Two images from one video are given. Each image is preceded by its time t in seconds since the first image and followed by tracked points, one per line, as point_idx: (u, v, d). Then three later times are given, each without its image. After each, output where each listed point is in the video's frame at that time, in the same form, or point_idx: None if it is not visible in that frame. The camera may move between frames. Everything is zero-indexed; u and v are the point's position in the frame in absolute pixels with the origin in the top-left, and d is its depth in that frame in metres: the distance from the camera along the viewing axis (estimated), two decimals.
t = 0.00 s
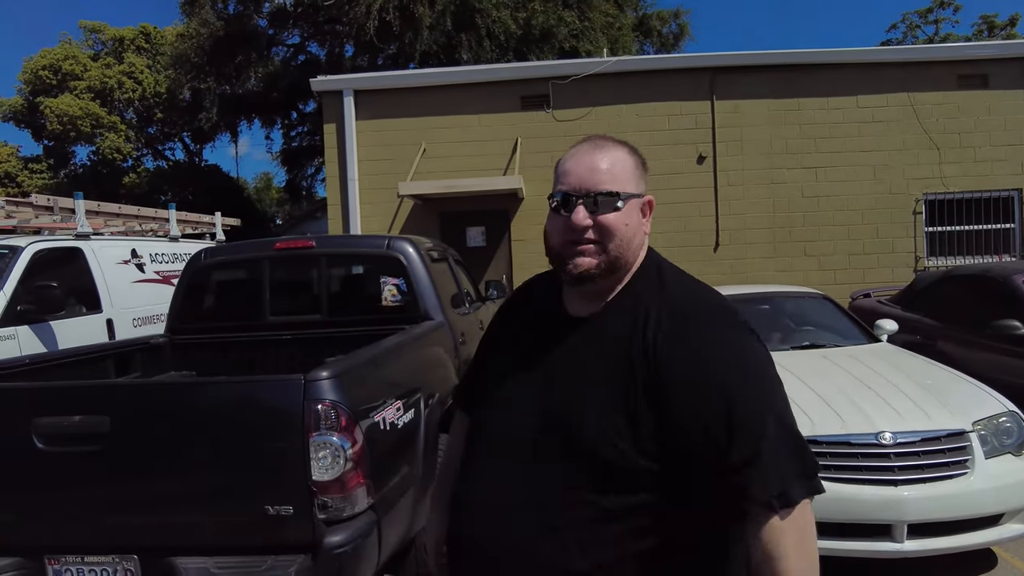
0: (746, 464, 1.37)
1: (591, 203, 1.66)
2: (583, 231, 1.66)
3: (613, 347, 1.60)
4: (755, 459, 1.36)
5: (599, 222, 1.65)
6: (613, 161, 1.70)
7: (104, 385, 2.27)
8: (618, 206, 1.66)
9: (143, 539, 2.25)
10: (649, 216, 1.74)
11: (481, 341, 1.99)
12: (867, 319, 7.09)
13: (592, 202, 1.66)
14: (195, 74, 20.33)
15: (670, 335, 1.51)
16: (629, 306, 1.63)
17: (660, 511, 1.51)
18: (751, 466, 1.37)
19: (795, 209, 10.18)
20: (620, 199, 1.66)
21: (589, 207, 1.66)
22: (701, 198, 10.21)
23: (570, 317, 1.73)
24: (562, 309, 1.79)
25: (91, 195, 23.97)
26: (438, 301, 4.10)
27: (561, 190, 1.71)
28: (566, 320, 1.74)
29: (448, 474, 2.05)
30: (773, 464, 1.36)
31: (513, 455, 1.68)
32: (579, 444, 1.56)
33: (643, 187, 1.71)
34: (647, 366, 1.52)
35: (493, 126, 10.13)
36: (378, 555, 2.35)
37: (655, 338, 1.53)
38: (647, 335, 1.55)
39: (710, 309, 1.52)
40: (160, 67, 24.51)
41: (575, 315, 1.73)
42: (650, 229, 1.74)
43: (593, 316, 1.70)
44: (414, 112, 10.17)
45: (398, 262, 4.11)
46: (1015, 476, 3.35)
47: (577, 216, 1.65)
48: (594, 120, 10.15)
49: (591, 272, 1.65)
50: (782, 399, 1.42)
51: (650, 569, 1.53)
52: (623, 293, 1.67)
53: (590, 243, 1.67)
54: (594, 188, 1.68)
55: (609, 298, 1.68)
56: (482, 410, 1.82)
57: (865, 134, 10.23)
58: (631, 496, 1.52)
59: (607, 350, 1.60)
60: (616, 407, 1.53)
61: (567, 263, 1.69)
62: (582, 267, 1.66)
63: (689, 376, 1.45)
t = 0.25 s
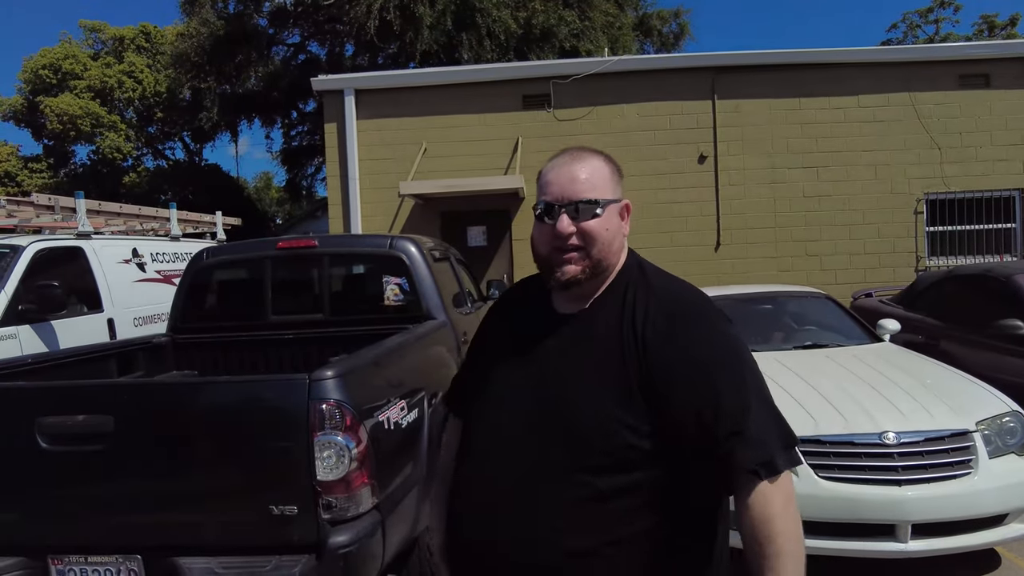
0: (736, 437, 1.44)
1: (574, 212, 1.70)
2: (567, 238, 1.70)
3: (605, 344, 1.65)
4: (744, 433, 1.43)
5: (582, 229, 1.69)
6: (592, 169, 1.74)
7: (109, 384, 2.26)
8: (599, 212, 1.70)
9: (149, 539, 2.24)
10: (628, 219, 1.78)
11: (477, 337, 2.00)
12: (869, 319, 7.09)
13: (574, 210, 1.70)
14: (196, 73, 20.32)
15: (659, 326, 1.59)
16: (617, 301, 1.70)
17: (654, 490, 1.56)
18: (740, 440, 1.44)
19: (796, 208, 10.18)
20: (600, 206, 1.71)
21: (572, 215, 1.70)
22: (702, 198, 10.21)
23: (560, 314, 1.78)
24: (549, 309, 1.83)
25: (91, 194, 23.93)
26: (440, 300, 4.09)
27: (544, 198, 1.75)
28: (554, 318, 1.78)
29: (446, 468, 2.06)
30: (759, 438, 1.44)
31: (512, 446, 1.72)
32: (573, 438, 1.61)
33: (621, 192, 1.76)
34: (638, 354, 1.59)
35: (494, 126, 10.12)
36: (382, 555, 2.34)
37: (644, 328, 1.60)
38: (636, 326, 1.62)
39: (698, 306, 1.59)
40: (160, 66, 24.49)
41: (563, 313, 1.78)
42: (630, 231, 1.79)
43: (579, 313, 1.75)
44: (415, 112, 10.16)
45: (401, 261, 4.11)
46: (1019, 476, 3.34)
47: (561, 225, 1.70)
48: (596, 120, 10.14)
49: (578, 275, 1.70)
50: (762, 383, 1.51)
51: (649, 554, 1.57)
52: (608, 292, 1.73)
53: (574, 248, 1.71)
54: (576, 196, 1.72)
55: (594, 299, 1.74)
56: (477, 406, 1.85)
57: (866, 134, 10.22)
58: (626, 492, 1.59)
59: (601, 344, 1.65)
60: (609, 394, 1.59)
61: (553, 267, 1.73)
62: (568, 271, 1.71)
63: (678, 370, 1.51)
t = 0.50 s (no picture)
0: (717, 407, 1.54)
1: (561, 207, 1.75)
2: (555, 233, 1.76)
3: (593, 329, 1.73)
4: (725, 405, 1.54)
5: (571, 222, 1.75)
6: (577, 166, 1.79)
7: (103, 387, 2.21)
8: (585, 207, 1.76)
9: (144, 544, 2.19)
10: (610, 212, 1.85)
11: (463, 326, 2.06)
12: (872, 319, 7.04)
13: (561, 206, 1.75)
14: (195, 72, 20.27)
15: (643, 310, 1.68)
16: (604, 288, 1.79)
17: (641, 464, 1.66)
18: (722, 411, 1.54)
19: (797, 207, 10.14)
20: (585, 201, 1.76)
21: (559, 210, 1.75)
22: (703, 197, 10.16)
23: (546, 303, 1.84)
24: (534, 298, 1.89)
25: (90, 193, 23.84)
26: (440, 300, 4.04)
27: (530, 195, 1.80)
28: (541, 307, 1.85)
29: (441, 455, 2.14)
30: (737, 409, 1.54)
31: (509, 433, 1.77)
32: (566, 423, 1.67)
33: (603, 188, 1.83)
34: (626, 336, 1.68)
35: (494, 124, 10.07)
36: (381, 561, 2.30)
37: (631, 313, 1.69)
38: (622, 310, 1.71)
39: (679, 291, 1.69)
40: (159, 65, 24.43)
41: (549, 302, 1.84)
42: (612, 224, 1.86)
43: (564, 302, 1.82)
44: (414, 110, 10.11)
45: (400, 260, 4.06)
46: None
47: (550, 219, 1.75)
48: (596, 119, 10.10)
49: (565, 267, 1.77)
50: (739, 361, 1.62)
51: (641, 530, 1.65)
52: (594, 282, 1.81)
53: (562, 241, 1.77)
54: (562, 192, 1.77)
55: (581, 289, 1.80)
56: (468, 398, 1.89)
57: (868, 133, 10.18)
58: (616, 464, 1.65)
59: (588, 330, 1.73)
60: (599, 374, 1.68)
61: (542, 260, 1.79)
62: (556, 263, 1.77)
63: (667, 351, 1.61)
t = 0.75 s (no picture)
0: (714, 366, 1.58)
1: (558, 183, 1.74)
2: (553, 209, 1.75)
3: (591, 310, 1.73)
4: (724, 365, 1.58)
5: (568, 199, 1.74)
6: (575, 142, 1.78)
7: (76, 387, 2.08)
8: (582, 183, 1.75)
9: (114, 554, 2.06)
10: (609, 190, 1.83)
11: (458, 315, 2.09)
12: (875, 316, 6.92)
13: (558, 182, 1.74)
14: (190, 68, 20.08)
15: (638, 282, 1.70)
16: (598, 265, 1.79)
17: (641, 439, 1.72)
18: (721, 371, 1.58)
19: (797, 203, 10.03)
20: (583, 176, 1.75)
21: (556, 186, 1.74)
22: (702, 193, 10.04)
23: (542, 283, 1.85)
24: (530, 278, 1.89)
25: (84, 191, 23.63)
26: (434, 295, 3.91)
27: (529, 172, 1.79)
28: (537, 286, 1.85)
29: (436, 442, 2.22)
30: (734, 368, 1.59)
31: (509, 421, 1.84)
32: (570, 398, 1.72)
33: (602, 163, 1.81)
34: (623, 310, 1.70)
35: (490, 119, 9.94)
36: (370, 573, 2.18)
37: (628, 288, 1.71)
38: (618, 286, 1.73)
39: (677, 267, 1.70)
40: (154, 61, 24.23)
41: (546, 282, 1.85)
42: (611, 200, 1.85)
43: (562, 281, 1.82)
44: (410, 105, 9.97)
45: (392, 255, 3.93)
46: None
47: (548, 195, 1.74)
48: (594, 113, 9.97)
49: (563, 243, 1.76)
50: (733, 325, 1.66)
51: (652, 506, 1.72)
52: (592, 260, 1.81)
53: (560, 218, 1.76)
54: (560, 167, 1.75)
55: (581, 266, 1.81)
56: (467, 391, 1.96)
57: (868, 128, 10.06)
58: (625, 436, 1.72)
59: (587, 311, 1.73)
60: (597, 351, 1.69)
61: (540, 237, 1.78)
62: (555, 239, 1.77)
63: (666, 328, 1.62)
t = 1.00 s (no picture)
0: (734, 389, 1.46)
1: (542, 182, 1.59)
2: (535, 211, 1.61)
3: (606, 316, 1.60)
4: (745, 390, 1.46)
5: (549, 201, 1.58)
6: (571, 136, 1.62)
7: (37, 399, 1.95)
8: (570, 183, 1.57)
9: None
10: (619, 190, 1.62)
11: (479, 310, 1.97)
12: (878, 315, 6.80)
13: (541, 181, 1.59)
14: (185, 64, 19.91)
15: (662, 287, 1.56)
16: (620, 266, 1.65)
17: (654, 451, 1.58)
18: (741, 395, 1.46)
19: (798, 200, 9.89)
20: (571, 175, 1.57)
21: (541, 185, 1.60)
22: (702, 190, 9.90)
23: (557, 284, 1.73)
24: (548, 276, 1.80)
25: (79, 188, 23.46)
26: (426, 297, 3.77)
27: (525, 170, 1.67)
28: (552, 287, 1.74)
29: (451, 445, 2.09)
30: (758, 396, 1.47)
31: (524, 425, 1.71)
32: (575, 406, 1.64)
33: (607, 161, 1.60)
34: (641, 316, 1.56)
35: (487, 115, 9.79)
36: None
37: (649, 293, 1.57)
38: (639, 289, 1.59)
39: (707, 274, 1.55)
40: (149, 57, 24.05)
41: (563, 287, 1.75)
42: (625, 202, 1.63)
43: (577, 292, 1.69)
44: (406, 100, 9.81)
45: (383, 255, 3.79)
46: None
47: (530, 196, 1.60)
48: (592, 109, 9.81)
49: (548, 247, 1.63)
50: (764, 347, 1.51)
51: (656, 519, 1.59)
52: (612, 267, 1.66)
53: (546, 221, 1.61)
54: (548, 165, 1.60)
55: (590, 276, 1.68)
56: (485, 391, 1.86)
57: (870, 124, 9.92)
58: (631, 449, 1.60)
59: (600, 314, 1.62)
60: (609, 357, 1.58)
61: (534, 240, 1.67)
62: (541, 244, 1.64)
63: (688, 343, 1.48)
